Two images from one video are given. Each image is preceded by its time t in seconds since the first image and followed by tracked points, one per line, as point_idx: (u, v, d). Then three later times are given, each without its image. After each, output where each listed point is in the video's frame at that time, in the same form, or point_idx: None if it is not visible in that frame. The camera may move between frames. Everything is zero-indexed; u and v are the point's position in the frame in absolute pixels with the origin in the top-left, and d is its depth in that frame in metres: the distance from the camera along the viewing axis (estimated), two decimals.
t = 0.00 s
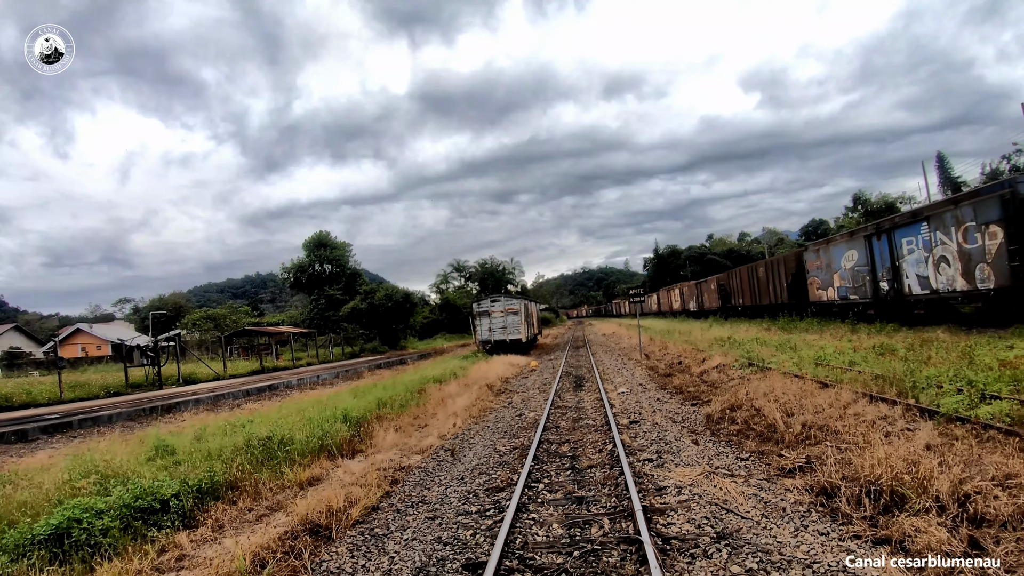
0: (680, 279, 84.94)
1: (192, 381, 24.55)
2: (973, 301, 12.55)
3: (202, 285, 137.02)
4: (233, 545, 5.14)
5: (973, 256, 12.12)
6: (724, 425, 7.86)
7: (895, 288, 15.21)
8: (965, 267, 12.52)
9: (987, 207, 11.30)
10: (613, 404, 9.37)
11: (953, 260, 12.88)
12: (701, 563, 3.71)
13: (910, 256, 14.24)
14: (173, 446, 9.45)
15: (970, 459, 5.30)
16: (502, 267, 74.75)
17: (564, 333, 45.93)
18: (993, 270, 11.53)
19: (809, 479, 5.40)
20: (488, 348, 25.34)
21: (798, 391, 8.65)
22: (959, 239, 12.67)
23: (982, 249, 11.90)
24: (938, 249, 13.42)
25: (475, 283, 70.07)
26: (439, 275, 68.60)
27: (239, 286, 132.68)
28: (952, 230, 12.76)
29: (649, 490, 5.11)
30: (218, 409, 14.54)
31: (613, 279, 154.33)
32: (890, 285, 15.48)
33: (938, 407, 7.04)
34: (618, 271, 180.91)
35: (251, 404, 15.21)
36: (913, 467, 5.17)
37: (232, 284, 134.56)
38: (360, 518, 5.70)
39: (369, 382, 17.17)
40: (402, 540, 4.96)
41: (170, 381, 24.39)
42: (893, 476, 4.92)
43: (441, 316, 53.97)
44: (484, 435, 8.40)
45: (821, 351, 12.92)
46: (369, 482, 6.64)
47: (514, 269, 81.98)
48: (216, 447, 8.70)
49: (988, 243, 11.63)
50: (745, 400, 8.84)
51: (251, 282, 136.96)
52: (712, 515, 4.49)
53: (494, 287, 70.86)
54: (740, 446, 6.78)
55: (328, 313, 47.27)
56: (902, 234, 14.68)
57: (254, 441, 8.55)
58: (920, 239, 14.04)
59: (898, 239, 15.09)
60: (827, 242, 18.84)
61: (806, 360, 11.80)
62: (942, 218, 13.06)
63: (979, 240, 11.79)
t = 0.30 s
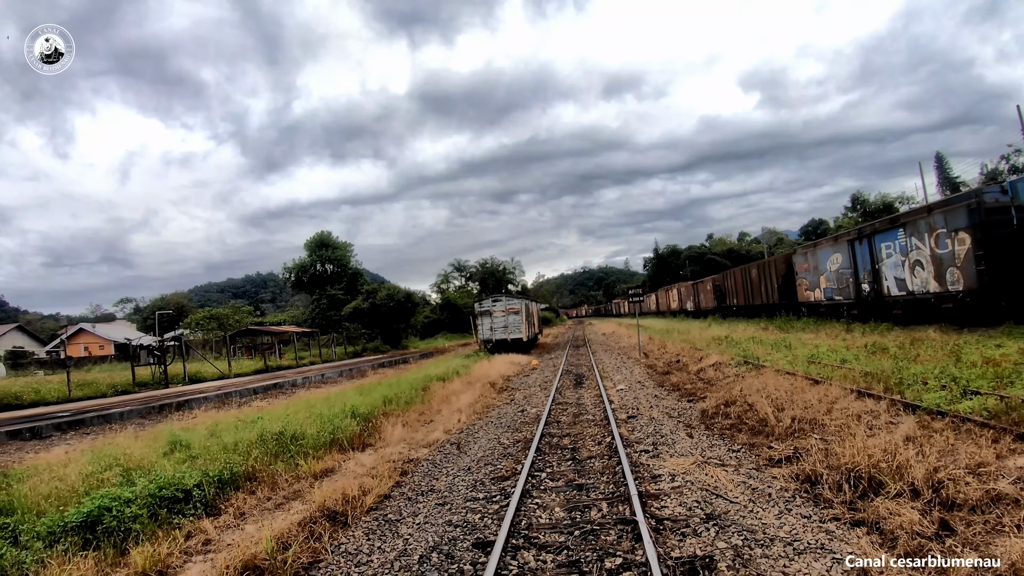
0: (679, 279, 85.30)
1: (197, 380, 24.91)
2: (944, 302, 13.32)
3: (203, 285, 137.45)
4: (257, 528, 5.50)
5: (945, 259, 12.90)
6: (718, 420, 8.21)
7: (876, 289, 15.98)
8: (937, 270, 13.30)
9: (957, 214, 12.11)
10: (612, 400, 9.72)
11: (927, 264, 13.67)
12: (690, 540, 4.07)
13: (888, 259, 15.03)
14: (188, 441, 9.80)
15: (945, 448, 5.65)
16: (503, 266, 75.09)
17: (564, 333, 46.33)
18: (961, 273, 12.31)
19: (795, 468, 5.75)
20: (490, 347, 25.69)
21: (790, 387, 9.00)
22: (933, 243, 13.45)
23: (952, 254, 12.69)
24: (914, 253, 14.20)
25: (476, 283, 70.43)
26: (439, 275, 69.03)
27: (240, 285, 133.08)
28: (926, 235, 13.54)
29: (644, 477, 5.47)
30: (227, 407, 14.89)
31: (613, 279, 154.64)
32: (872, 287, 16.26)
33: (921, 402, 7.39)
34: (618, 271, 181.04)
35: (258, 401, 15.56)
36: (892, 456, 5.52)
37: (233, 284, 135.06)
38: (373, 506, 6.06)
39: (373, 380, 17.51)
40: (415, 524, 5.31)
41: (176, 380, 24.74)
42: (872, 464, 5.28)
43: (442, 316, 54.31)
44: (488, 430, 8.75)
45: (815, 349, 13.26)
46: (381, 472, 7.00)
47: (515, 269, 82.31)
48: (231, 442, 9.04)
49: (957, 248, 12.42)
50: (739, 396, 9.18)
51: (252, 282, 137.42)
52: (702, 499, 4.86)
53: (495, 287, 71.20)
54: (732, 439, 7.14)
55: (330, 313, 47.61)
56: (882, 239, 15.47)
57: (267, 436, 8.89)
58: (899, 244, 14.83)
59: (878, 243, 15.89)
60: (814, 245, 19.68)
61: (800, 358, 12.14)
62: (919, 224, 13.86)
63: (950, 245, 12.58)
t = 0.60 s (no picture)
0: (679, 278, 85.65)
1: (203, 378, 25.28)
2: (919, 301, 14.40)
3: (203, 285, 137.84)
4: (277, 514, 5.84)
5: (919, 263, 13.97)
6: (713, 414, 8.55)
7: (858, 290, 16.99)
8: (913, 273, 14.37)
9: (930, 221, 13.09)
10: (612, 397, 10.03)
11: (904, 266, 14.73)
12: (680, 520, 4.42)
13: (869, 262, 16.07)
14: (202, 435, 10.14)
15: (923, 438, 6.01)
16: (503, 266, 75.50)
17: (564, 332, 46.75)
18: (934, 275, 13.37)
19: (782, 458, 6.11)
20: (491, 346, 26.05)
21: (782, 384, 9.34)
22: (909, 248, 14.52)
23: (925, 257, 13.76)
24: (892, 257, 15.26)
25: (476, 282, 70.81)
26: (440, 275, 69.53)
27: (241, 285, 133.31)
28: (903, 240, 14.57)
29: (640, 466, 5.82)
30: (235, 404, 15.24)
31: (613, 278, 155.00)
32: (854, 288, 17.29)
33: (904, 396, 7.77)
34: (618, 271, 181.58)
35: (265, 399, 15.91)
36: (874, 446, 5.86)
37: (234, 284, 135.39)
38: (385, 494, 6.42)
39: (377, 379, 17.85)
40: (425, 510, 5.67)
41: (181, 378, 25.09)
42: (853, 453, 5.63)
43: (443, 315, 54.59)
44: (492, 425, 9.09)
45: (809, 348, 13.60)
46: (390, 464, 7.34)
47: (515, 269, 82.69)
48: (244, 436, 9.38)
49: (931, 252, 13.44)
50: (733, 392, 9.53)
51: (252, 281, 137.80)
52: (694, 485, 5.21)
53: (495, 286, 71.59)
54: (725, 432, 7.49)
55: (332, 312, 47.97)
56: (863, 243, 16.49)
57: (280, 431, 9.22)
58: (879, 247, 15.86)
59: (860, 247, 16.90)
60: (801, 248, 20.69)
61: (794, 356, 12.48)
62: (896, 229, 14.89)
63: (923, 250, 13.64)
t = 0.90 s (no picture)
0: (678, 278, 86.01)
1: (208, 377, 25.66)
2: (898, 302, 15.28)
3: (205, 284, 138.37)
4: (295, 501, 6.21)
5: (897, 266, 14.85)
6: (708, 409, 8.90)
7: (843, 290, 17.97)
8: (891, 275, 15.25)
9: (904, 226, 13.91)
10: (611, 394, 10.38)
11: (883, 269, 15.63)
12: (673, 503, 4.78)
13: (852, 264, 16.99)
14: (215, 430, 10.49)
15: (903, 429, 6.35)
16: (504, 265, 75.86)
17: (565, 331, 47.18)
18: (909, 277, 14.24)
19: (771, 448, 6.48)
20: (492, 345, 26.40)
21: (775, 380, 9.70)
22: (888, 251, 15.39)
23: (902, 261, 14.64)
24: (873, 259, 16.14)
25: (477, 282, 71.17)
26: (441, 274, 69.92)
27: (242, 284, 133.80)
28: (883, 244, 15.44)
29: (637, 456, 6.19)
30: (244, 401, 15.60)
31: (613, 277, 155.42)
32: (840, 289, 18.23)
33: (890, 392, 8.13)
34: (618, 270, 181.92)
35: (272, 396, 16.26)
36: (857, 437, 6.21)
37: (235, 283, 135.90)
38: (395, 483, 6.78)
39: (380, 377, 18.19)
40: (434, 497, 6.03)
41: (187, 377, 25.47)
42: (837, 444, 5.99)
43: (444, 315, 54.89)
44: (495, 419, 9.45)
45: (804, 346, 13.94)
46: (400, 456, 7.70)
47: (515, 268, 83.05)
48: (257, 431, 9.73)
49: (905, 256, 14.36)
50: (728, 389, 9.89)
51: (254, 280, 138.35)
52: (686, 472, 5.58)
53: (495, 286, 71.93)
54: (719, 426, 7.85)
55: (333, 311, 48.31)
56: (848, 246, 17.43)
57: (291, 425, 9.57)
58: (862, 250, 16.78)
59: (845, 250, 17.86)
60: (791, 250, 21.64)
61: (788, 354, 12.81)
62: (878, 234, 15.77)
63: (900, 253, 14.51)
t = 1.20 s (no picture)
0: (678, 277, 86.32)
1: (213, 375, 26.06)
2: (878, 301, 16.44)
3: (206, 284, 138.73)
4: (311, 489, 6.57)
5: (877, 268, 16.01)
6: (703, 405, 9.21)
7: (829, 290, 19.11)
8: (872, 276, 16.48)
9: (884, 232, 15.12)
10: (611, 390, 10.73)
11: (865, 270, 16.78)
12: (666, 488, 5.15)
13: (837, 266, 18.20)
14: (226, 425, 10.85)
15: (886, 422, 6.71)
16: (504, 264, 76.26)
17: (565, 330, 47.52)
18: (888, 279, 15.40)
19: (761, 439, 6.84)
20: (493, 344, 26.76)
21: (769, 377, 10.03)
22: (869, 255, 16.64)
23: (882, 263, 15.80)
24: (855, 262, 17.39)
25: (477, 281, 71.50)
26: (441, 274, 70.26)
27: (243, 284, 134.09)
28: (864, 248, 16.68)
29: (634, 447, 6.54)
30: (250, 398, 15.95)
31: (612, 276, 155.63)
32: (825, 289, 19.47)
33: (877, 388, 8.49)
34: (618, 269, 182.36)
35: (278, 393, 16.60)
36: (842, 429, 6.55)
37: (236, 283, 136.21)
38: (404, 473, 7.14)
39: (383, 375, 18.55)
40: (442, 485, 6.39)
41: (192, 375, 25.84)
42: (822, 435, 6.34)
43: (445, 314, 55.18)
44: (499, 415, 9.80)
45: (798, 344, 14.28)
46: (408, 448, 8.06)
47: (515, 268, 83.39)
48: (268, 426, 10.09)
49: (885, 259, 15.59)
50: (722, 385, 10.24)
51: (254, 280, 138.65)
52: (680, 461, 5.94)
53: (496, 285, 72.24)
54: (713, 420, 8.20)
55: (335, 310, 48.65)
56: (833, 248, 18.53)
57: (301, 421, 9.92)
58: (845, 253, 17.89)
59: (830, 252, 18.97)
60: (780, 251, 22.71)
61: (783, 352, 13.15)
62: (860, 237, 16.88)
63: (880, 256, 15.65)
